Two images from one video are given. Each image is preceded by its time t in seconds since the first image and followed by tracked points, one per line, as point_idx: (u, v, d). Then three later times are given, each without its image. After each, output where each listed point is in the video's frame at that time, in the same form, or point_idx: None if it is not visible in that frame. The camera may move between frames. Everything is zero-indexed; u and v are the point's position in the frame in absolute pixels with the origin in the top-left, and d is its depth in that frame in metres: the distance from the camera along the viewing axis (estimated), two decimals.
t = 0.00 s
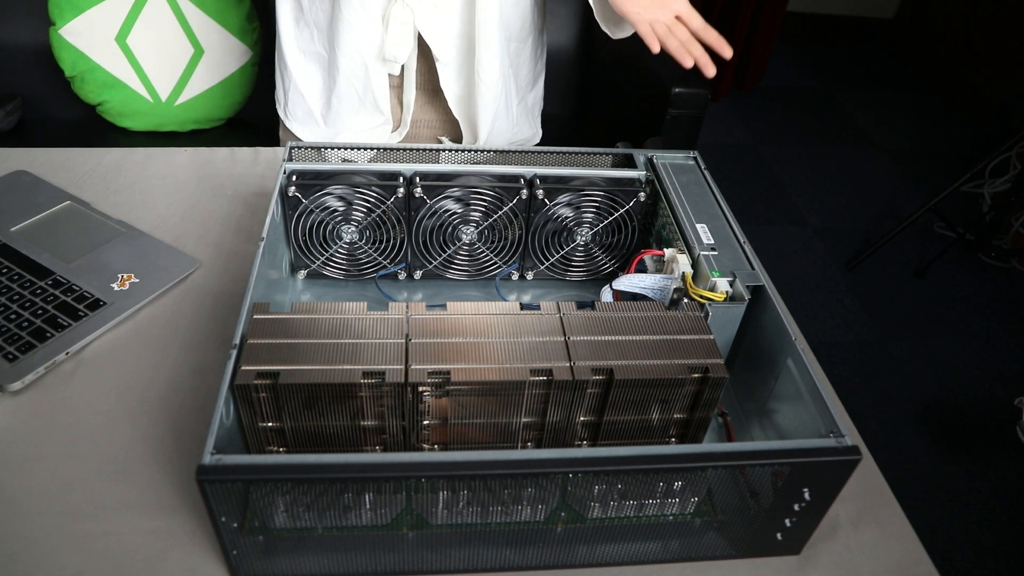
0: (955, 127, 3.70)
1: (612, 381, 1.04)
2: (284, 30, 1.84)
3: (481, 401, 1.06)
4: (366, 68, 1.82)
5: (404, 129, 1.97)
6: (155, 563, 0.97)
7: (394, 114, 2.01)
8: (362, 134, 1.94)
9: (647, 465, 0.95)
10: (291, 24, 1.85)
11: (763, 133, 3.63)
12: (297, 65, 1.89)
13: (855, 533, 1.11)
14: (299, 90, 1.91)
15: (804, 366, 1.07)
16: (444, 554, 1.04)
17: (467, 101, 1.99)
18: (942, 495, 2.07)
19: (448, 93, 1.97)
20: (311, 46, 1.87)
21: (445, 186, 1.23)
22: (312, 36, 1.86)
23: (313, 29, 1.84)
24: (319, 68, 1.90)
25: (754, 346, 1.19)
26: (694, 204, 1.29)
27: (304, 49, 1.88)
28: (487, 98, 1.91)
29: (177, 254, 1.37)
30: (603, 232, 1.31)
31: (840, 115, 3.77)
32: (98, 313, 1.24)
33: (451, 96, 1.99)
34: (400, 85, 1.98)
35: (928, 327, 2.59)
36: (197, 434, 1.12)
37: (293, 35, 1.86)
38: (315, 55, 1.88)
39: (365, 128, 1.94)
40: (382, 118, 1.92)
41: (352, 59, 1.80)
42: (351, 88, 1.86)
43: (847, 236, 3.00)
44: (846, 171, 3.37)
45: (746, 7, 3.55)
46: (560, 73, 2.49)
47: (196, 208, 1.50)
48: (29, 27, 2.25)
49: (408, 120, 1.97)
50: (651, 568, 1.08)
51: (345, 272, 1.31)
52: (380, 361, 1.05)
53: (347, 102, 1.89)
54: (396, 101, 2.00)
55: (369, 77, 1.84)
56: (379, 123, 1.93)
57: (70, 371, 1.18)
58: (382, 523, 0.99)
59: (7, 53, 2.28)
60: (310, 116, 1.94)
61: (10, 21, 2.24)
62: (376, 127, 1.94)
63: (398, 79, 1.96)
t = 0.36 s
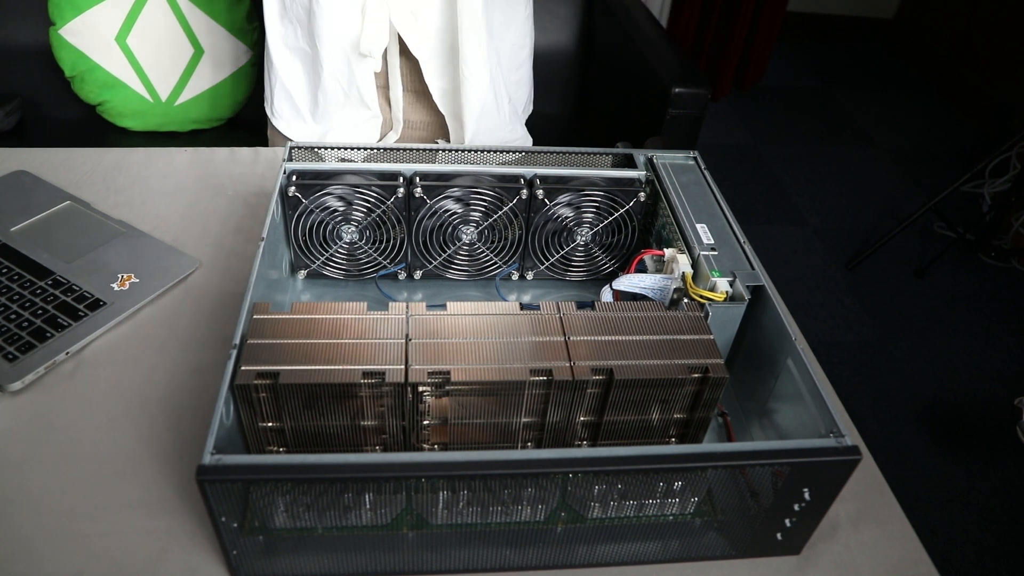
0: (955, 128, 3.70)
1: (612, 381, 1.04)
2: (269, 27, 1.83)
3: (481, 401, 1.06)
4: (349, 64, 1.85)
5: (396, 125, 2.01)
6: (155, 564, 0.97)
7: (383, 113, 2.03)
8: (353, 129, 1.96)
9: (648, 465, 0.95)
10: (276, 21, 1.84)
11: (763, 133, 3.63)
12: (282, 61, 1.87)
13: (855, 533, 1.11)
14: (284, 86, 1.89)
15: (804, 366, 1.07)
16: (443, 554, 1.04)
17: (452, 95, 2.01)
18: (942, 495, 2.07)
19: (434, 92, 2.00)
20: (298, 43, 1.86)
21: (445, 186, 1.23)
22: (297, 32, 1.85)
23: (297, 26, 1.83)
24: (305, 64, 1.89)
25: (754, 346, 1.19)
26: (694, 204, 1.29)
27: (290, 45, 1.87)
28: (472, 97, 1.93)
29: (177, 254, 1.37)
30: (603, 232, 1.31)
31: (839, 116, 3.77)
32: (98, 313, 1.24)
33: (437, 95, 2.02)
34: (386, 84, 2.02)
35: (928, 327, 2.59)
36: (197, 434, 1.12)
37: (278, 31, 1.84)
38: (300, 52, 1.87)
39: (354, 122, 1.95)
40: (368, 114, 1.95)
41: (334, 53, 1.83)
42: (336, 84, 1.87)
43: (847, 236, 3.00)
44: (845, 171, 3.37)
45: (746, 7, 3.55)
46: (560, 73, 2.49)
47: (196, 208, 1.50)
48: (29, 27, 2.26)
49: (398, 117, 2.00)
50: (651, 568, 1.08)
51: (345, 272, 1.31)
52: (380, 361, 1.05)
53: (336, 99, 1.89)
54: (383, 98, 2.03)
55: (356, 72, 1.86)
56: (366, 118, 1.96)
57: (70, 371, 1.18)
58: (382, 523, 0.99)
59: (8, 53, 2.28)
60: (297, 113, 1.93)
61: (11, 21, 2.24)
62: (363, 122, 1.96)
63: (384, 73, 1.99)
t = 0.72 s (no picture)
0: (955, 128, 3.70)
1: (612, 381, 1.04)
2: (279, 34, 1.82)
3: (481, 401, 1.06)
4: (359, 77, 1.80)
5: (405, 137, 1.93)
6: (155, 564, 0.97)
7: (394, 124, 1.96)
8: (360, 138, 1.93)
9: (648, 465, 0.95)
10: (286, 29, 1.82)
11: (763, 133, 3.63)
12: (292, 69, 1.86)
13: (855, 533, 1.11)
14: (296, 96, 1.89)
15: (804, 366, 1.07)
16: (443, 554, 1.04)
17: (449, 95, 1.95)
18: (942, 495, 2.07)
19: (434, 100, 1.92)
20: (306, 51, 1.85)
21: (445, 186, 1.23)
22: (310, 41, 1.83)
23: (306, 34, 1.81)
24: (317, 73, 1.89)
25: (754, 346, 1.19)
26: (694, 204, 1.29)
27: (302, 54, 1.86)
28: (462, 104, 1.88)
29: (177, 254, 1.37)
30: (603, 232, 1.31)
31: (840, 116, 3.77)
32: (98, 313, 1.24)
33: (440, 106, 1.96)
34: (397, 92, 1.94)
35: (928, 327, 2.59)
36: (197, 434, 1.11)
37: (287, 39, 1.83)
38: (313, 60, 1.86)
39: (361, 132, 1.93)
40: (377, 128, 1.91)
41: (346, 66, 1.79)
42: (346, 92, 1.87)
43: (847, 236, 3.00)
44: (846, 171, 3.37)
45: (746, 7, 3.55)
46: (560, 74, 2.49)
47: (196, 208, 1.50)
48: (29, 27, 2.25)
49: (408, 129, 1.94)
50: (651, 568, 1.08)
51: (345, 272, 1.31)
52: (379, 361, 1.05)
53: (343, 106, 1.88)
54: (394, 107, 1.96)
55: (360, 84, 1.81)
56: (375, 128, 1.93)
57: (71, 371, 1.18)
58: (382, 523, 0.99)
59: (7, 52, 2.28)
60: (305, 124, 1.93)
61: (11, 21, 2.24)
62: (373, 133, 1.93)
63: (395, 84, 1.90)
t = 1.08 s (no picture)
0: (955, 128, 3.70)
1: (612, 381, 1.04)
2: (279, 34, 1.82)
3: (481, 400, 1.06)
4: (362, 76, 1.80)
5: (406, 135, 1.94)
6: (155, 564, 0.97)
7: (395, 123, 1.98)
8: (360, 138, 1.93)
9: (648, 465, 0.95)
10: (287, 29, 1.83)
11: (763, 133, 3.63)
12: (293, 69, 1.86)
13: (855, 533, 1.11)
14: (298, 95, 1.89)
15: (804, 366, 1.07)
16: (444, 554, 1.04)
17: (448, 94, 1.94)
18: (942, 495, 2.07)
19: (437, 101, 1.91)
20: (307, 51, 1.85)
21: (445, 186, 1.23)
22: (309, 40, 1.83)
23: (307, 33, 1.82)
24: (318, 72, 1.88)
25: (754, 346, 1.19)
26: (694, 204, 1.29)
27: (302, 53, 1.86)
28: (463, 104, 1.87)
29: (177, 254, 1.37)
30: (603, 232, 1.31)
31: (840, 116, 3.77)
32: (98, 313, 1.24)
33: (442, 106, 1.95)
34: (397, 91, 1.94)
35: (928, 327, 2.59)
36: (197, 434, 1.11)
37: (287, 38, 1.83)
38: (313, 59, 1.86)
39: (362, 131, 1.93)
40: (380, 128, 1.91)
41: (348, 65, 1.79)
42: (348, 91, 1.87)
43: (847, 236, 3.00)
44: (846, 171, 3.37)
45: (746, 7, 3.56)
46: (560, 74, 2.49)
47: (196, 208, 1.50)
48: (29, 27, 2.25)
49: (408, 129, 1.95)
50: (651, 568, 1.08)
51: (345, 272, 1.31)
52: (379, 361, 1.05)
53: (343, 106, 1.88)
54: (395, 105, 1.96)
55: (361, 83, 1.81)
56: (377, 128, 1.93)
57: (71, 371, 1.18)
58: (382, 523, 0.99)
59: (7, 52, 2.28)
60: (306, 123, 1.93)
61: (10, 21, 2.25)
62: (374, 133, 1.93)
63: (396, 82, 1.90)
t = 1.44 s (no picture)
0: (955, 127, 3.70)
1: (612, 381, 1.04)
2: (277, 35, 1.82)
3: (481, 400, 1.06)
4: (362, 76, 1.80)
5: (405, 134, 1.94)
6: (155, 563, 0.97)
7: (394, 122, 1.99)
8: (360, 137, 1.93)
9: (648, 464, 0.95)
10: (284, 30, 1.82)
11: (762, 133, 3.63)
12: (291, 70, 1.85)
13: (855, 533, 1.11)
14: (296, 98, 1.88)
15: (804, 366, 1.07)
16: (444, 554, 1.04)
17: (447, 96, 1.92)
18: (942, 495, 2.07)
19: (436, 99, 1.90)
20: (305, 52, 1.85)
21: (445, 186, 1.23)
22: (305, 42, 1.83)
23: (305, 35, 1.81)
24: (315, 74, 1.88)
25: (754, 345, 1.19)
26: (694, 204, 1.29)
27: (298, 55, 1.85)
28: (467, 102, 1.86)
29: (177, 254, 1.37)
30: (603, 232, 1.31)
31: (840, 115, 3.77)
32: (98, 313, 1.24)
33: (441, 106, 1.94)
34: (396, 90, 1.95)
35: (928, 326, 2.59)
36: (197, 434, 1.11)
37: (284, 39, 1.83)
38: (310, 60, 1.86)
39: (361, 130, 1.93)
40: (379, 126, 1.91)
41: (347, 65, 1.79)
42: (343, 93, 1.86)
43: (847, 235, 3.00)
44: (845, 171, 3.37)
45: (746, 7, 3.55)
46: (560, 73, 2.49)
47: (196, 209, 1.50)
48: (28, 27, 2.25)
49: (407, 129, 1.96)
50: (651, 568, 1.08)
51: (345, 272, 1.31)
52: (379, 361, 1.05)
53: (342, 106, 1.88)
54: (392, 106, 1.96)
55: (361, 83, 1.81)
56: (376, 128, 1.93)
57: (70, 371, 1.18)
58: (382, 523, 0.99)
59: (6, 52, 2.28)
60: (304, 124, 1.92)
61: (10, 21, 2.24)
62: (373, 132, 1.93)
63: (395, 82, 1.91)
